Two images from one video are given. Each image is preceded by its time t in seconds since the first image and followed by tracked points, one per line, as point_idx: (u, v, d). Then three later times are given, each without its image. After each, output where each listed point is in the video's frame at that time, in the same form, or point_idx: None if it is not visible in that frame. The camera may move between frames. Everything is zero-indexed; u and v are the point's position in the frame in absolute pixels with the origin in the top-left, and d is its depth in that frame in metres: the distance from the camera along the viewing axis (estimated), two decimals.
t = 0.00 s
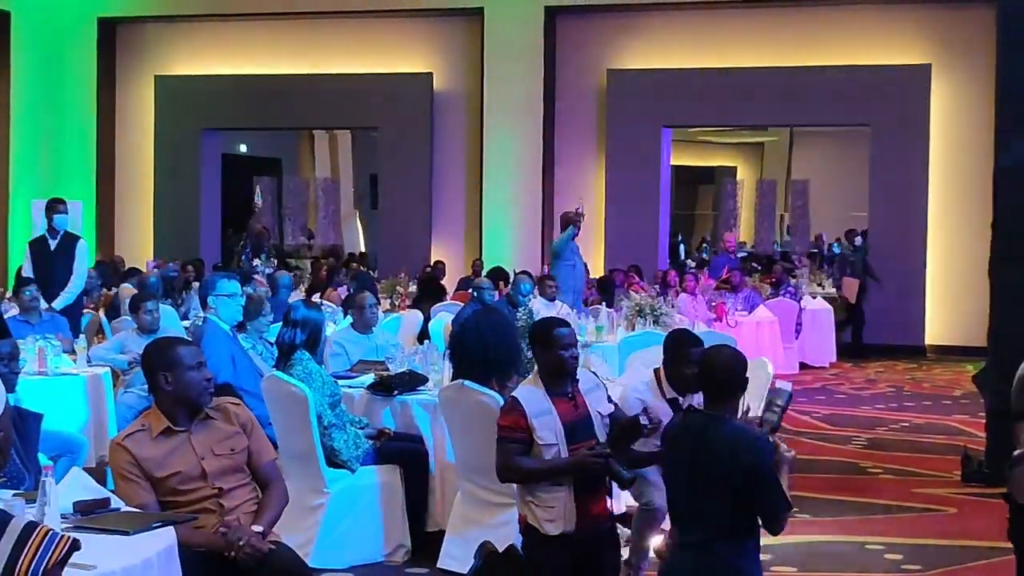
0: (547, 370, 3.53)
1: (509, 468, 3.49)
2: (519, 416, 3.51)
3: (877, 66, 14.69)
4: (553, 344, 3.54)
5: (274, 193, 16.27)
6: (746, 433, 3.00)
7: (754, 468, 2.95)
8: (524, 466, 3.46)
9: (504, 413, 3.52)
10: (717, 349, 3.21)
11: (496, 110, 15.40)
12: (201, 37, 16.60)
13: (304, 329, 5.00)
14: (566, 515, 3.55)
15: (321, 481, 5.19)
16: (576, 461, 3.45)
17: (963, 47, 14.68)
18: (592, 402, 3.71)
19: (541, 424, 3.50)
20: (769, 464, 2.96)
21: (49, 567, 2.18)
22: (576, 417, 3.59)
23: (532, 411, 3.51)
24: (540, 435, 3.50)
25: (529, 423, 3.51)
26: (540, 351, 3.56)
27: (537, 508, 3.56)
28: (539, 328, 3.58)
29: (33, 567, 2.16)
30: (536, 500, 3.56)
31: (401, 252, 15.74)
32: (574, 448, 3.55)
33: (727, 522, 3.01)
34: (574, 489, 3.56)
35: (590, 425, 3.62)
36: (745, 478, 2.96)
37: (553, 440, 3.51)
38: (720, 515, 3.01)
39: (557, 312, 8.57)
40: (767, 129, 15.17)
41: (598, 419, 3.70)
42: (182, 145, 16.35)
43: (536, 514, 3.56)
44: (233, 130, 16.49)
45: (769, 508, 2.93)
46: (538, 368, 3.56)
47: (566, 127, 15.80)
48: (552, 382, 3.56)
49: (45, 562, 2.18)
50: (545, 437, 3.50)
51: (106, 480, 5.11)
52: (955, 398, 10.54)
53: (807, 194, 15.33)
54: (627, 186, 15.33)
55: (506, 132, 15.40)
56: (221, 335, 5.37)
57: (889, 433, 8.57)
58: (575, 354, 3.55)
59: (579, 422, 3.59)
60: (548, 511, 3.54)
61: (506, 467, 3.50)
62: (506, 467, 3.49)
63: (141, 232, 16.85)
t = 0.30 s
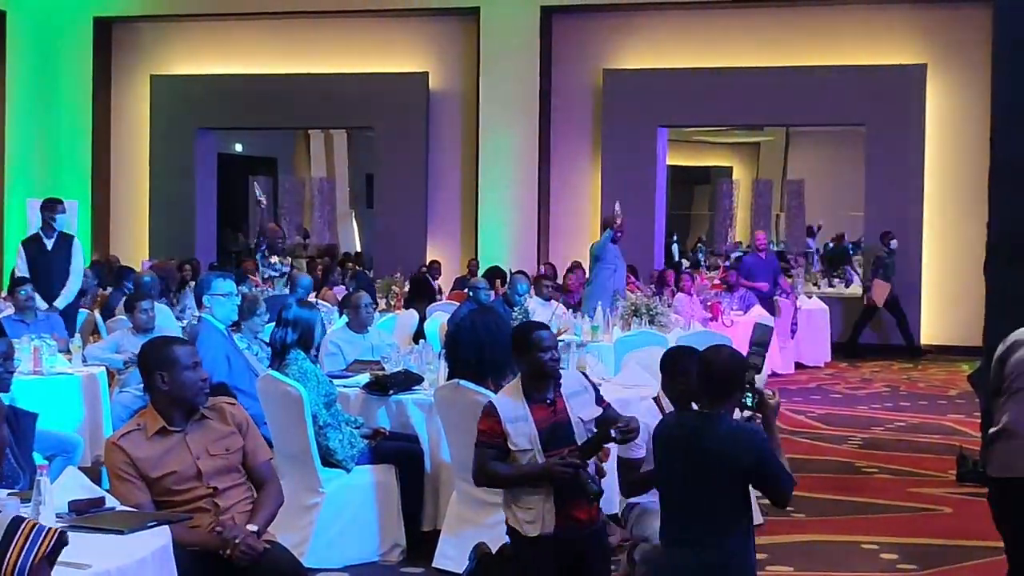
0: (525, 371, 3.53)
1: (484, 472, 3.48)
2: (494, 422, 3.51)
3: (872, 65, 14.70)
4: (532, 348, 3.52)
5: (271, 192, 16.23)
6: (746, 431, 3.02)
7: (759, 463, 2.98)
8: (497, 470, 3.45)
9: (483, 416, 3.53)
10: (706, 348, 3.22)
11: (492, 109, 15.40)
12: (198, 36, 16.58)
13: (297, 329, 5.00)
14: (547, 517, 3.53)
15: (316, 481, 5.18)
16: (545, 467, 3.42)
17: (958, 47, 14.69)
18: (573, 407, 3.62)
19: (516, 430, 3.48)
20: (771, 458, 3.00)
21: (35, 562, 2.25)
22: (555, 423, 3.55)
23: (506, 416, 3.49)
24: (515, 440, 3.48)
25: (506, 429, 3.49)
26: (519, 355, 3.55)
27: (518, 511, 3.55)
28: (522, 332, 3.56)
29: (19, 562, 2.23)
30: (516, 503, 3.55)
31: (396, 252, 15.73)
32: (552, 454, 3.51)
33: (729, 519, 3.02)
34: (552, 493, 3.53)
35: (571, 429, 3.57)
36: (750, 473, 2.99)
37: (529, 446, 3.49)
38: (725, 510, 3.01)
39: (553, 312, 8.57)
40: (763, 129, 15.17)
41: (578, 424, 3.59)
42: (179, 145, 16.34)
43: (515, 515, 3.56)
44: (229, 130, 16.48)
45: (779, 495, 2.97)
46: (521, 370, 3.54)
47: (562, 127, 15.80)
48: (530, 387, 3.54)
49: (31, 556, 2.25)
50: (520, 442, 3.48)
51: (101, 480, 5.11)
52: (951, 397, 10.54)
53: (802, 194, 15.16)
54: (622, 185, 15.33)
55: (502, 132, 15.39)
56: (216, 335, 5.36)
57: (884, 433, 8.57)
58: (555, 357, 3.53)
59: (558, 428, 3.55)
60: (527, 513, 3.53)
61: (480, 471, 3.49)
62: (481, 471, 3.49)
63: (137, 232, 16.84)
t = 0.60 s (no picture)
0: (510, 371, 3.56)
1: (461, 471, 3.50)
2: (476, 422, 3.53)
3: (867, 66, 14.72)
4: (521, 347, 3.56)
5: (265, 192, 16.17)
6: (740, 429, 3.04)
7: (755, 461, 2.99)
8: (472, 470, 3.47)
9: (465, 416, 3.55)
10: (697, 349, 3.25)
11: (487, 110, 15.40)
12: (193, 36, 16.58)
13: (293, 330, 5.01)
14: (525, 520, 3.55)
15: (311, 481, 5.18)
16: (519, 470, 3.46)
17: (954, 48, 14.70)
18: (559, 409, 3.69)
19: (497, 431, 3.51)
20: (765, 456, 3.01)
21: (30, 562, 2.24)
22: (538, 425, 3.58)
23: (489, 417, 3.52)
24: (495, 441, 3.51)
25: (487, 430, 3.52)
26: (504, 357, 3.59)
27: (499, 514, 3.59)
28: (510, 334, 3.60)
29: (15, 562, 2.22)
30: (497, 506, 3.58)
31: (392, 253, 15.73)
32: (532, 456, 3.53)
33: (726, 517, 3.03)
34: (529, 498, 3.54)
35: (553, 433, 3.59)
36: (745, 471, 3.00)
37: (510, 448, 3.51)
38: (720, 507, 3.02)
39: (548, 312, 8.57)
40: (758, 129, 15.19)
41: (564, 428, 3.64)
42: (174, 145, 16.34)
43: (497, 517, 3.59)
44: (224, 130, 16.47)
45: (774, 488, 3.02)
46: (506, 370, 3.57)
47: (557, 127, 15.82)
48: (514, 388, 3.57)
49: (26, 555, 2.24)
50: (501, 444, 3.50)
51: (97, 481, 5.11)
52: (945, 398, 10.56)
53: (797, 195, 15.11)
54: (618, 186, 15.34)
55: (497, 132, 15.40)
56: (212, 336, 5.36)
57: (879, 433, 8.58)
58: (543, 357, 3.57)
59: (542, 430, 3.57)
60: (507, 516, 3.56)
61: (458, 471, 3.51)
62: (459, 470, 3.51)
63: (132, 231, 16.82)
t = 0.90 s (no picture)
0: (521, 362, 3.57)
1: (469, 462, 3.52)
2: (491, 413, 3.55)
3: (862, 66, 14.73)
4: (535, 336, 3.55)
5: (260, 192, 16.16)
6: (731, 431, 3.03)
7: (746, 465, 2.98)
8: (486, 461, 3.49)
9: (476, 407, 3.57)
10: (691, 347, 3.24)
11: (482, 110, 15.40)
12: (188, 36, 16.57)
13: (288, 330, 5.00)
14: (516, 517, 3.57)
15: (304, 481, 5.17)
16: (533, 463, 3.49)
17: (949, 48, 14.71)
18: (565, 402, 3.69)
19: (512, 424, 3.53)
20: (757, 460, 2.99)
21: (21, 560, 2.23)
22: (549, 418, 3.60)
23: (504, 408, 3.53)
24: (509, 434, 3.53)
25: (501, 421, 3.54)
26: (513, 349, 3.58)
27: (489, 509, 3.60)
28: (522, 324, 3.58)
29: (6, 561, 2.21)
30: (489, 500, 3.59)
31: (387, 253, 15.74)
32: (540, 450, 3.56)
33: (717, 518, 3.03)
34: (528, 492, 3.56)
35: (564, 425, 3.63)
36: (736, 474, 2.99)
37: (521, 441, 3.53)
38: (710, 510, 3.02)
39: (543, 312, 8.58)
40: (753, 129, 15.19)
41: (570, 419, 3.66)
42: (169, 144, 16.33)
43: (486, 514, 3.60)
44: (219, 130, 16.47)
45: (764, 494, 3.00)
46: (517, 361, 3.58)
47: (552, 127, 15.82)
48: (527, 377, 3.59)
49: (17, 554, 2.24)
50: (514, 437, 3.53)
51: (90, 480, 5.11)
52: (940, 398, 10.56)
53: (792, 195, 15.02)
54: (613, 186, 15.35)
55: (492, 132, 15.40)
56: (206, 335, 5.36)
57: (874, 433, 8.58)
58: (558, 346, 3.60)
59: (552, 422, 3.60)
60: (497, 512, 3.57)
61: (467, 461, 3.52)
62: (468, 460, 3.52)
63: (127, 230, 16.80)
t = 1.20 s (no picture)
0: (542, 354, 3.60)
1: (497, 454, 3.51)
2: (520, 405, 3.54)
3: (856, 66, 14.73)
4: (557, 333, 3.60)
5: (255, 192, 16.27)
6: (723, 431, 3.02)
7: (733, 465, 2.97)
8: (516, 452, 3.49)
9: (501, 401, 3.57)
10: (690, 347, 3.24)
11: (477, 110, 15.41)
12: (183, 35, 16.56)
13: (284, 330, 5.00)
14: (552, 512, 3.59)
15: (300, 481, 5.18)
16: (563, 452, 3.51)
17: (943, 48, 14.72)
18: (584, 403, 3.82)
19: (541, 416, 3.54)
20: (744, 459, 2.98)
21: (15, 561, 2.23)
22: (573, 413, 3.64)
23: (533, 401, 3.54)
24: (538, 426, 3.54)
25: (529, 413, 3.54)
26: (538, 344, 3.62)
27: (522, 502, 3.59)
28: (545, 322, 3.63)
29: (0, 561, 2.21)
30: (523, 494, 3.58)
31: (381, 253, 15.75)
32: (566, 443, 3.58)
33: (711, 518, 3.03)
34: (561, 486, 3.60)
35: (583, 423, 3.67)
36: (725, 475, 2.98)
37: (551, 434, 3.54)
38: (703, 511, 3.02)
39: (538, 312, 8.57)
40: (747, 129, 15.21)
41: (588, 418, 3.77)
42: (164, 144, 16.32)
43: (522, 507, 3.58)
44: (213, 130, 16.48)
45: (753, 494, 2.98)
46: (538, 356, 3.61)
47: (547, 127, 15.82)
48: (552, 369, 3.59)
49: (12, 554, 2.24)
50: (543, 429, 3.53)
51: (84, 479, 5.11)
52: (934, 398, 10.57)
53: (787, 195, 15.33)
54: (608, 186, 15.35)
55: (487, 132, 15.40)
56: (201, 335, 5.37)
57: (868, 433, 8.58)
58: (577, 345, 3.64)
59: (575, 419, 3.62)
60: (535, 505, 3.57)
61: (494, 451, 3.52)
62: (495, 453, 3.51)
63: (121, 230, 16.80)
